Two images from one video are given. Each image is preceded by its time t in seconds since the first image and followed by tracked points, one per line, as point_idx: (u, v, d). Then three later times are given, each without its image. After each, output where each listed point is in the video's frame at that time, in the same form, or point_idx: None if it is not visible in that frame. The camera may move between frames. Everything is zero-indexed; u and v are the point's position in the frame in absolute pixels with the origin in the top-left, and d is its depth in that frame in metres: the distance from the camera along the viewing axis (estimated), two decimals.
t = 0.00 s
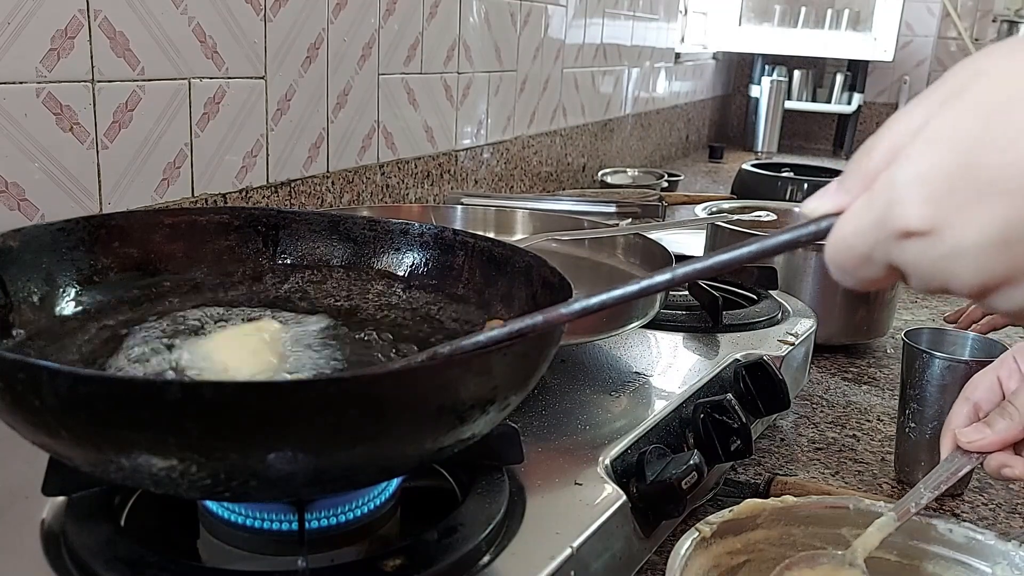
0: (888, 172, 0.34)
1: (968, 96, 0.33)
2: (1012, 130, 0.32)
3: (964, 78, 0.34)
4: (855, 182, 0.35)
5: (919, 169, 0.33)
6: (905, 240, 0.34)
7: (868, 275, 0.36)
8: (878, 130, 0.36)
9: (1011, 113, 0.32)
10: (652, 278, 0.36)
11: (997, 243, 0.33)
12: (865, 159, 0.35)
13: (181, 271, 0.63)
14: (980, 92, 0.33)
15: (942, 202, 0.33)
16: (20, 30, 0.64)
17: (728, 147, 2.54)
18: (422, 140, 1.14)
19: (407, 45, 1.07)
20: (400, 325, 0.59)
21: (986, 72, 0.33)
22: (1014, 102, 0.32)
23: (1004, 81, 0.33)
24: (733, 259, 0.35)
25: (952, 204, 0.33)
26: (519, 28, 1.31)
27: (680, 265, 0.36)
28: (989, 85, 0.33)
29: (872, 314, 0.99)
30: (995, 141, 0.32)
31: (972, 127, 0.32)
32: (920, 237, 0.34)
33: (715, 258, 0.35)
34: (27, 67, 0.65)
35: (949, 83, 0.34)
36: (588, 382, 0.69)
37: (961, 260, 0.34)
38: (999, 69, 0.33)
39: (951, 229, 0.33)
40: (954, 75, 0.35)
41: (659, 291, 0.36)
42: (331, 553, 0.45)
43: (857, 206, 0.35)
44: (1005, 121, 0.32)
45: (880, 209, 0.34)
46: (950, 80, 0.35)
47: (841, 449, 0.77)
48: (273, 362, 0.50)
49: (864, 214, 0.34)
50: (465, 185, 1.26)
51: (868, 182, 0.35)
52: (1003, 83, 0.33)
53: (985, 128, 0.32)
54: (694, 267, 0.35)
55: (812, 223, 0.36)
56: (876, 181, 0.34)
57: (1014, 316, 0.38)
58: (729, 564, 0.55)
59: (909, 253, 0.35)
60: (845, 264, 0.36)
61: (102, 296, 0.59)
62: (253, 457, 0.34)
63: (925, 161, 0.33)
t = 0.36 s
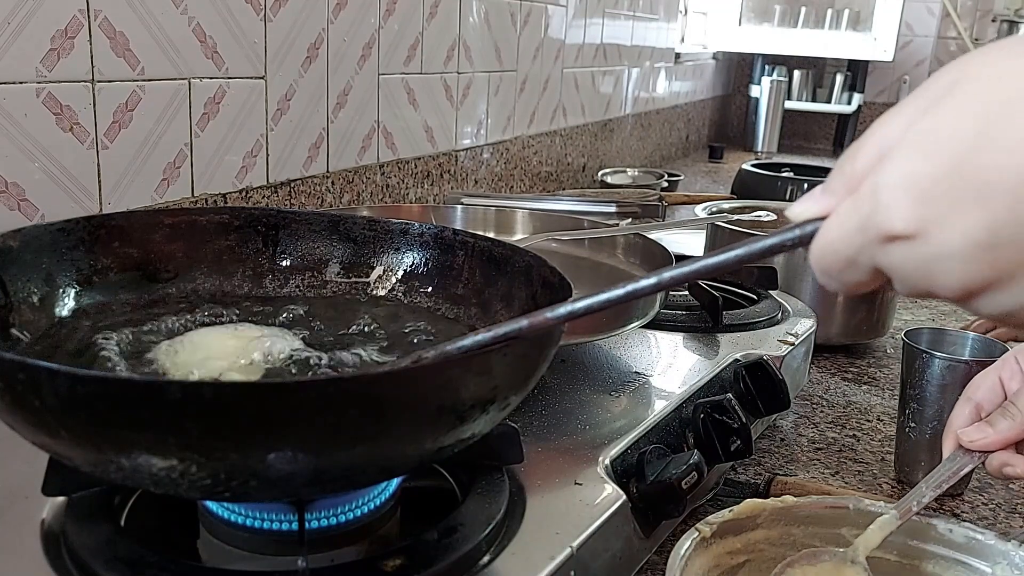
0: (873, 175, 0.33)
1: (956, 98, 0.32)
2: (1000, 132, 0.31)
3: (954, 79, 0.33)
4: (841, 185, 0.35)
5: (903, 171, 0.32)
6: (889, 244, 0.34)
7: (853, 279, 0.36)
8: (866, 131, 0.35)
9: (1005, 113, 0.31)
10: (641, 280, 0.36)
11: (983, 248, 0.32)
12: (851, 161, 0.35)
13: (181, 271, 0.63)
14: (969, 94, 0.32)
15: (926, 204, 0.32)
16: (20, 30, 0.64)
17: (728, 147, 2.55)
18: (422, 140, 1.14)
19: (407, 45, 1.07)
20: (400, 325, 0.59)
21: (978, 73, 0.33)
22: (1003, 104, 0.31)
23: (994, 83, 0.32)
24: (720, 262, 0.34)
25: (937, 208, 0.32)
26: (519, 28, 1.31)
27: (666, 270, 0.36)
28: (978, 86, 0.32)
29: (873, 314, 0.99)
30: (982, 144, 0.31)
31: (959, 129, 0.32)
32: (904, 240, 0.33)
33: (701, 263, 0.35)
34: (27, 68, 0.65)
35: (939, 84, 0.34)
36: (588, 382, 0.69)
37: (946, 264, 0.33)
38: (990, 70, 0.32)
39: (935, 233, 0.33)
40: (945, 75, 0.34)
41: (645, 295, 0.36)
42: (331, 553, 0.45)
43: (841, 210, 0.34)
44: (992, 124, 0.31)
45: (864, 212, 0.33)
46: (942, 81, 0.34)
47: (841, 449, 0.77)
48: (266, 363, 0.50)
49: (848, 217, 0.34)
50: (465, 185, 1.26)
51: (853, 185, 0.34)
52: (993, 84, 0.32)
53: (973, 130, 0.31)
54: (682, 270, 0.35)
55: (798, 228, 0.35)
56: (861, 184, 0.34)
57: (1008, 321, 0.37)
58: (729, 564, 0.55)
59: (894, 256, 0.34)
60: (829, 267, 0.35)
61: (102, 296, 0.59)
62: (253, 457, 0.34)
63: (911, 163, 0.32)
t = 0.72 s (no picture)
0: (902, 155, 0.34)
1: (982, 77, 0.33)
2: None
3: (978, 59, 0.34)
4: (868, 166, 0.35)
5: (934, 151, 0.33)
6: (921, 222, 0.34)
7: (882, 259, 0.36)
8: (890, 113, 0.36)
9: None
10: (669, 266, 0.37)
11: (1012, 223, 0.33)
12: (877, 142, 0.35)
13: (181, 271, 0.63)
14: (994, 74, 0.33)
15: (957, 182, 0.33)
16: (20, 30, 0.64)
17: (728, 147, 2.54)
18: (422, 140, 1.14)
19: (407, 45, 1.07)
20: (400, 325, 0.59)
21: (1000, 51, 0.33)
22: None
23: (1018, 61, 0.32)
24: (746, 247, 0.35)
25: (968, 185, 0.33)
26: (519, 28, 1.32)
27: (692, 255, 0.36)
28: (1004, 65, 0.33)
29: (873, 314, 0.99)
30: (1011, 121, 0.32)
31: (987, 106, 0.32)
32: (935, 218, 0.34)
33: (727, 247, 0.35)
34: (27, 68, 0.65)
35: (962, 65, 0.34)
36: (588, 381, 0.69)
37: (976, 240, 0.34)
38: (1014, 50, 0.33)
39: (967, 209, 0.33)
40: (965, 57, 0.35)
41: (672, 281, 0.36)
42: (331, 554, 0.45)
43: (870, 190, 0.35)
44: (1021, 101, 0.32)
45: (895, 191, 0.34)
46: (961, 62, 0.35)
47: (841, 449, 0.77)
48: (271, 363, 0.49)
49: (878, 197, 0.34)
50: (465, 185, 1.26)
51: (880, 166, 0.35)
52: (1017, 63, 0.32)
53: (999, 108, 0.32)
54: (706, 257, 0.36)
55: (826, 209, 0.36)
56: (890, 163, 0.34)
57: None
58: (729, 565, 0.55)
59: (926, 234, 0.35)
60: (859, 248, 0.36)
61: (102, 296, 0.59)
62: (253, 457, 0.34)
63: (940, 142, 0.33)
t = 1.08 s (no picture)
0: (887, 173, 0.34)
1: (967, 95, 0.33)
2: (1014, 131, 0.32)
3: (964, 75, 0.34)
4: (852, 180, 0.36)
5: (919, 171, 0.33)
6: (905, 241, 0.34)
7: (867, 274, 0.36)
8: (876, 126, 0.36)
9: (1016, 112, 0.32)
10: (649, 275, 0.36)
11: (996, 244, 0.33)
12: (862, 156, 0.35)
13: (181, 271, 0.63)
14: (980, 91, 0.33)
15: (941, 203, 0.33)
16: (20, 30, 0.64)
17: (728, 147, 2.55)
18: (422, 140, 1.14)
19: (407, 45, 1.07)
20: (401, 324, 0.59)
21: (985, 69, 0.33)
22: (1016, 103, 0.32)
23: (1004, 79, 0.32)
24: (728, 258, 0.35)
25: (953, 206, 0.33)
26: (519, 28, 1.32)
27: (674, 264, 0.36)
28: (990, 83, 0.33)
29: (873, 314, 0.99)
30: (994, 143, 0.32)
31: (971, 127, 0.32)
32: (919, 238, 0.34)
33: (711, 257, 0.35)
34: (26, 68, 0.65)
35: (949, 81, 0.34)
36: (588, 382, 0.69)
37: (961, 261, 0.34)
38: (1000, 67, 0.33)
39: (951, 230, 0.33)
40: (952, 72, 0.35)
41: (655, 291, 0.35)
42: (332, 554, 0.45)
43: (853, 206, 0.35)
44: (1005, 122, 0.32)
45: (878, 209, 0.34)
46: (950, 76, 0.35)
47: (841, 448, 0.77)
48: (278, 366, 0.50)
49: (862, 214, 0.34)
50: (465, 185, 1.26)
51: (865, 181, 0.35)
52: (1003, 82, 0.32)
53: (985, 129, 0.32)
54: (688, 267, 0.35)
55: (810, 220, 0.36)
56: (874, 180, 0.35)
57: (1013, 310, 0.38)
58: (729, 565, 0.55)
59: (910, 253, 0.35)
60: (844, 263, 0.36)
61: (102, 296, 0.59)
62: (253, 457, 0.34)
63: (925, 162, 0.33)
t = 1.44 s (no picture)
0: (926, 162, 0.34)
1: (1008, 86, 0.33)
2: None
3: (1004, 65, 0.34)
4: (890, 163, 0.35)
5: (958, 162, 0.33)
6: (943, 229, 0.35)
7: (907, 258, 0.37)
8: (914, 109, 0.36)
9: None
10: (689, 259, 0.36)
11: None
12: (901, 139, 0.35)
13: (181, 271, 0.63)
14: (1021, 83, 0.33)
15: (981, 195, 0.33)
16: (19, 30, 0.64)
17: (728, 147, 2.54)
18: (422, 140, 1.14)
19: (407, 45, 1.07)
20: (401, 323, 0.59)
21: None
22: None
23: None
24: (769, 239, 0.35)
25: (992, 198, 0.33)
26: (519, 28, 1.32)
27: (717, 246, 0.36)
28: None
29: (873, 314, 0.99)
30: None
31: (1010, 121, 0.32)
32: (958, 227, 0.34)
33: (751, 240, 0.35)
34: (26, 68, 0.65)
35: (989, 70, 0.34)
36: (588, 382, 0.69)
37: (999, 250, 0.35)
38: None
39: (990, 221, 0.34)
40: (991, 60, 0.35)
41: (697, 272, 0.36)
42: (331, 554, 0.45)
43: (893, 192, 0.35)
44: None
45: (916, 198, 0.34)
46: (990, 64, 0.34)
47: (841, 448, 0.77)
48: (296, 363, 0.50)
49: (902, 203, 0.35)
50: (465, 185, 1.26)
51: (904, 166, 0.35)
52: None
53: None
54: (734, 249, 0.35)
55: (851, 201, 0.36)
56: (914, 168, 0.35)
57: None
58: (729, 564, 0.55)
59: (950, 242, 0.35)
60: (882, 247, 0.36)
61: (102, 296, 0.59)
62: (252, 457, 0.34)
63: (964, 153, 0.33)
